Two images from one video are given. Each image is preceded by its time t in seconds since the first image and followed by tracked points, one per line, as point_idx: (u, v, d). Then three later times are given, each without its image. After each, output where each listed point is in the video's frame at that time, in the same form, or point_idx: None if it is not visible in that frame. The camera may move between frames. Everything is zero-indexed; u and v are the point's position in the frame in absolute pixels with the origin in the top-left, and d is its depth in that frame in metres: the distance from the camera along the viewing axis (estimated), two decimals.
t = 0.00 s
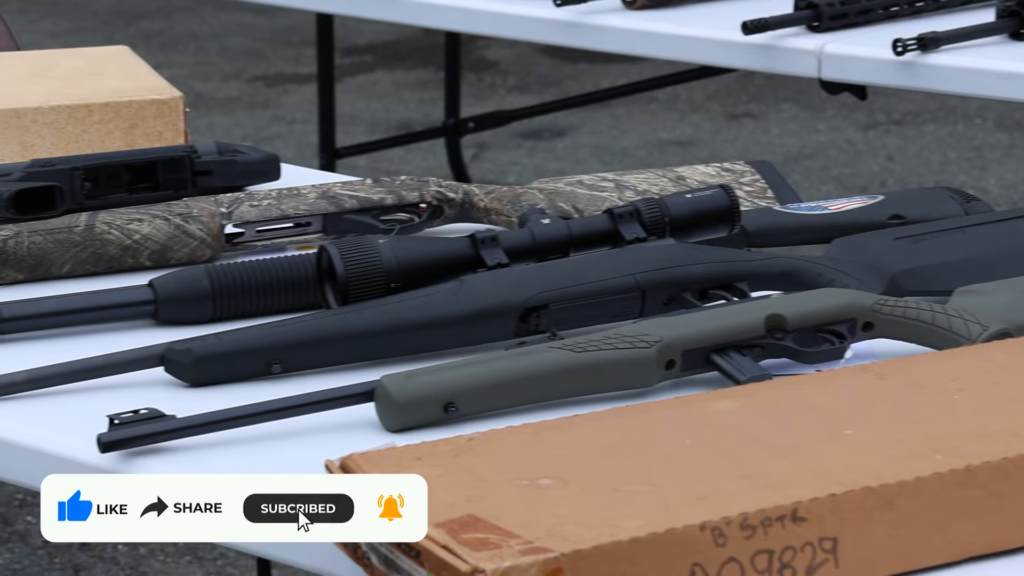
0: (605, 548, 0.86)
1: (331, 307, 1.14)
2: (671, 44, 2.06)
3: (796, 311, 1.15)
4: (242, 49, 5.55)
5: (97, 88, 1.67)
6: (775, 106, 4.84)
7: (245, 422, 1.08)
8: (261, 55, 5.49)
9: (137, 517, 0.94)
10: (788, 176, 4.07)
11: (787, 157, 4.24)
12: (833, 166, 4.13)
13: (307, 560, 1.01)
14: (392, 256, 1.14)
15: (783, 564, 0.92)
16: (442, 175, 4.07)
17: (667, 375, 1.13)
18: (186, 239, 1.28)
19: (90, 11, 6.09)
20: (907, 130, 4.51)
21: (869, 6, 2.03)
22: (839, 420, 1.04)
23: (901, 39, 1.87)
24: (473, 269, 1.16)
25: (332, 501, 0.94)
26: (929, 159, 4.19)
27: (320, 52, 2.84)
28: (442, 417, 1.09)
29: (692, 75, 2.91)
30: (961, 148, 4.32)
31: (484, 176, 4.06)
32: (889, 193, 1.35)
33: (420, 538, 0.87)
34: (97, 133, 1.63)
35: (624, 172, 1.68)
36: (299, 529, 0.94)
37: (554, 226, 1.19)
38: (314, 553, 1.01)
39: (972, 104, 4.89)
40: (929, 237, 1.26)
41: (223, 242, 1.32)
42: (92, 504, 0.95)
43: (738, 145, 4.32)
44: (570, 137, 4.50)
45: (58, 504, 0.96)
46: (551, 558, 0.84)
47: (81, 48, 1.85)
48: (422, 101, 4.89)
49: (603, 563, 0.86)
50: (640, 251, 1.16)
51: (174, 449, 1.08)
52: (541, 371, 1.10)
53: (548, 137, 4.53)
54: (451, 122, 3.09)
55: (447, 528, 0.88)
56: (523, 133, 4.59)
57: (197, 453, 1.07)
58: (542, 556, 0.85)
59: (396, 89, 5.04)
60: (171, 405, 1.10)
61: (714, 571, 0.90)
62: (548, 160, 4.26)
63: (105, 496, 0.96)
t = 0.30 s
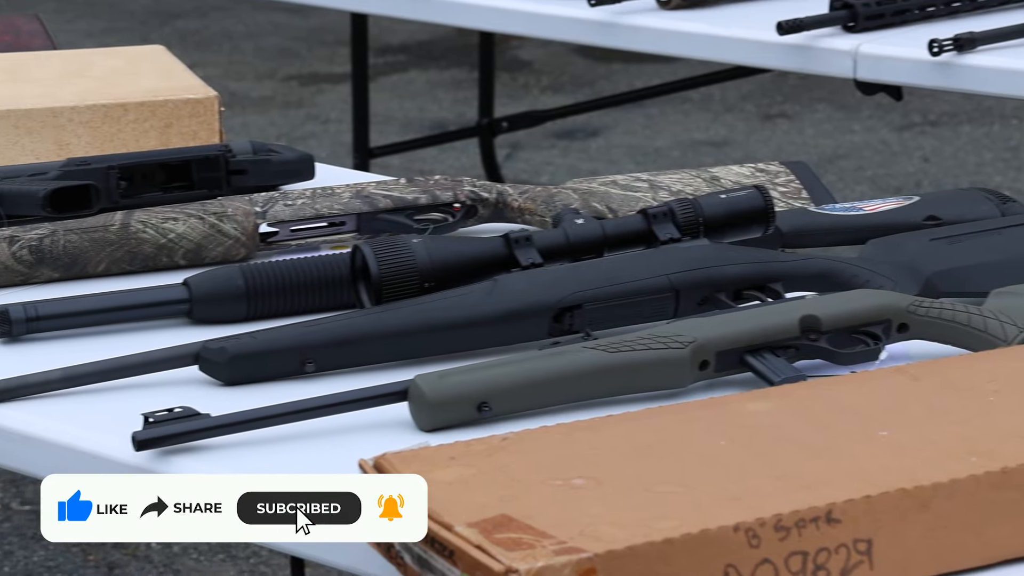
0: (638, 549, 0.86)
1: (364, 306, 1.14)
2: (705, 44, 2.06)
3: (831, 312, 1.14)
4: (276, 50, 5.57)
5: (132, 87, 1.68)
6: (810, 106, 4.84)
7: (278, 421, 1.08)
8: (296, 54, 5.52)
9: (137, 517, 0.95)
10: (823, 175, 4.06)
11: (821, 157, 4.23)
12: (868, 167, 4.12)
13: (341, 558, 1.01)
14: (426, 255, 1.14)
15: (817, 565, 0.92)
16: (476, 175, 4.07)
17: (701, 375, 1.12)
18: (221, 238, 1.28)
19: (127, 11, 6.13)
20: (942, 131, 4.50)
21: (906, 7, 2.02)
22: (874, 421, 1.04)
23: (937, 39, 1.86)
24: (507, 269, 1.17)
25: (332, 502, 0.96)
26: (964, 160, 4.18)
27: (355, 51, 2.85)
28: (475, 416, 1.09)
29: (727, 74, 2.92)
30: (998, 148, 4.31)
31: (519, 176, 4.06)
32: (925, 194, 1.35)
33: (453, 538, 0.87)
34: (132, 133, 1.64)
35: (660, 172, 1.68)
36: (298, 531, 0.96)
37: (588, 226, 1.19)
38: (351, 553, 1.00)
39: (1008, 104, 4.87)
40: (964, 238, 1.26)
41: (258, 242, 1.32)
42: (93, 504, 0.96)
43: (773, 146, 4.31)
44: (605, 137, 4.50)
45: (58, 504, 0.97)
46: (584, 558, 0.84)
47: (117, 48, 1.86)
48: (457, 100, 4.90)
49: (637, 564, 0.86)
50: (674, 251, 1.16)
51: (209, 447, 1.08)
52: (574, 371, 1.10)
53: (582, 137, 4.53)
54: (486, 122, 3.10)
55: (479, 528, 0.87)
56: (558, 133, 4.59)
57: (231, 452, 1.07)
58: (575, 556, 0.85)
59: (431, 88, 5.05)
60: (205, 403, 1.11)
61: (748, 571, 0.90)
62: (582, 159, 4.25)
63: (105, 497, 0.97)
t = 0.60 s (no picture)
0: (673, 549, 0.85)
1: (398, 306, 1.15)
2: (739, 44, 2.06)
3: (866, 313, 1.14)
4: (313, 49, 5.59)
5: (167, 87, 1.69)
6: (845, 107, 4.84)
7: (311, 420, 1.08)
8: (329, 54, 5.53)
9: (137, 516, 0.98)
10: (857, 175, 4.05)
11: (856, 158, 4.22)
12: (902, 168, 4.11)
13: (374, 557, 1.00)
14: (460, 255, 1.15)
15: (852, 567, 0.92)
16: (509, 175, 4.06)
17: (735, 376, 1.12)
18: (255, 237, 1.29)
19: (162, 11, 6.17)
20: (978, 132, 4.48)
21: (942, 7, 2.01)
22: (910, 423, 1.03)
23: (974, 39, 1.85)
24: (540, 269, 1.17)
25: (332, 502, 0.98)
26: (1000, 160, 4.16)
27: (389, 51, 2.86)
28: (508, 417, 1.09)
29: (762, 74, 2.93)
30: None
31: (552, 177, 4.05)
32: (962, 195, 1.34)
33: (487, 537, 0.87)
34: (167, 131, 1.65)
35: (699, 171, 1.68)
36: (299, 531, 0.98)
37: (622, 226, 1.19)
38: (389, 553, 0.99)
39: None
40: (1000, 239, 1.25)
41: (293, 241, 1.33)
42: (92, 504, 0.98)
43: (807, 146, 4.31)
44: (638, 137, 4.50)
45: (57, 504, 0.99)
46: (618, 559, 0.84)
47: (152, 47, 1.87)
48: (490, 100, 4.90)
49: (671, 565, 0.85)
50: (709, 252, 1.16)
51: (244, 445, 1.08)
52: (608, 371, 1.10)
53: (615, 137, 4.52)
54: (519, 121, 3.10)
55: (513, 527, 0.88)
56: (592, 133, 4.59)
57: (266, 451, 1.07)
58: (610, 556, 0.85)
59: (464, 87, 5.06)
60: (239, 402, 1.11)
61: (782, 572, 0.89)
62: (616, 159, 4.25)
63: (105, 497, 0.98)
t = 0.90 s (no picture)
0: (706, 550, 0.85)
1: (432, 305, 1.15)
2: (773, 45, 2.06)
3: (901, 314, 1.14)
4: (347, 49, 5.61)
5: (202, 86, 1.70)
6: (879, 107, 4.83)
7: (343, 420, 1.08)
8: (364, 53, 5.55)
9: (137, 516, 1.03)
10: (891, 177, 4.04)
11: (891, 159, 4.21)
12: (937, 169, 4.10)
13: (407, 556, 1.01)
14: (494, 255, 1.15)
15: (886, 568, 0.91)
16: (543, 175, 4.06)
17: (769, 377, 1.12)
18: (289, 237, 1.29)
19: (197, 11, 6.22)
20: (1015, 133, 4.46)
21: (980, 8, 2.02)
22: (945, 424, 1.03)
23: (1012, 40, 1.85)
24: (574, 268, 1.17)
25: (332, 502, 1.02)
26: None
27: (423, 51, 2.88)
28: (542, 416, 1.09)
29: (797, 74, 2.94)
30: None
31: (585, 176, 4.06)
32: (999, 196, 1.34)
33: (520, 537, 0.87)
34: (202, 130, 1.65)
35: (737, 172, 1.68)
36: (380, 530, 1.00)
37: (656, 226, 1.19)
38: (422, 552, 0.99)
39: None
40: None
41: (327, 240, 1.33)
42: (92, 504, 1.03)
43: (841, 146, 4.30)
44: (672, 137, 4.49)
45: (58, 503, 1.04)
46: (651, 559, 0.83)
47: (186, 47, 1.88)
48: (523, 100, 4.91)
49: (705, 566, 0.85)
50: (744, 252, 1.16)
51: (277, 445, 1.08)
52: (642, 371, 1.10)
53: (649, 138, 4.52)
54: (552, 121, 3.11)
55: (547, 527, 0.87)
56: (626, 133, 4.59)
57: (301, 449, 1.08)
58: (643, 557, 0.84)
59: (496, 87, 5.07)
60: (273, 401, 1.11)
61: (816, 573, 0.88)
62: (650, 159, 4.26)
63: (105, 497, 1.03)
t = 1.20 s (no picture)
0: (738, 551, 0.84)
1: (465, 305, 1.15)
2: (807, 45, 2.06)
3: (935, 315, 1.14)
4: (381, 48, 5.63)
5: (236, 85, 1.70)
6: (913, 108, 4.82)
7: (377, 419, 1.08)
8: (397, 53, 5.55)
9: (137, 516, 1.03)
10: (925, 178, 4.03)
11: (925, 159, 4.20)
12: (972, 169, 4.09)
13: (438, 556, 1.00)
14: (527, 255, 1.15)
15: (920, 570, 0.90)
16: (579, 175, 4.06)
17: (802, 378, 1.11)
18: (323, 236, 1.29)
19: (231, 9, 6.26)
20: None
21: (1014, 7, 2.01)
22: (980, 426, 1.02)
23: None
24: (607, 268, 1.16)
25: (333, 502, 1.02)
26: None
27: (457, 50, 2.88)
28: (574, 417, 1.08)
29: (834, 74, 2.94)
30: None
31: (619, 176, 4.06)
32: None
33: (552, 537, 0.87)
34: (237, 129, 1.65)
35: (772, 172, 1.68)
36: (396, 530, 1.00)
37: (690, 227, 1.19)
38: (454, 551, 0.99)
39: None
40: None
41: (360, 239, 1.33)
42: (92, 504, 1.05)
43: (875, 147, 4.29)
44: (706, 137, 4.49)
45: (58, 503, 1.05)
46: (683, 560, 0.83)
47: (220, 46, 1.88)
48: (557, 100, 4.90)
49: (736, 566, 0.84)
50: (778, 253, 1.16)
51: (310, 444, 1.08)
52: (675, 371, 1.10)
53: (683, 138, 4.51)
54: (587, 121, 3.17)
55: (579, 528, 0.87)
56: (660, 133, 4.58)
57: (335, 447, 1.08)
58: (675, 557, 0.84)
59: (530, 87, 5.07)
60: (307, 400, 1.11)
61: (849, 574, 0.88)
62: (683, 159, 4.25)
63: (105, 497, 1.04)
